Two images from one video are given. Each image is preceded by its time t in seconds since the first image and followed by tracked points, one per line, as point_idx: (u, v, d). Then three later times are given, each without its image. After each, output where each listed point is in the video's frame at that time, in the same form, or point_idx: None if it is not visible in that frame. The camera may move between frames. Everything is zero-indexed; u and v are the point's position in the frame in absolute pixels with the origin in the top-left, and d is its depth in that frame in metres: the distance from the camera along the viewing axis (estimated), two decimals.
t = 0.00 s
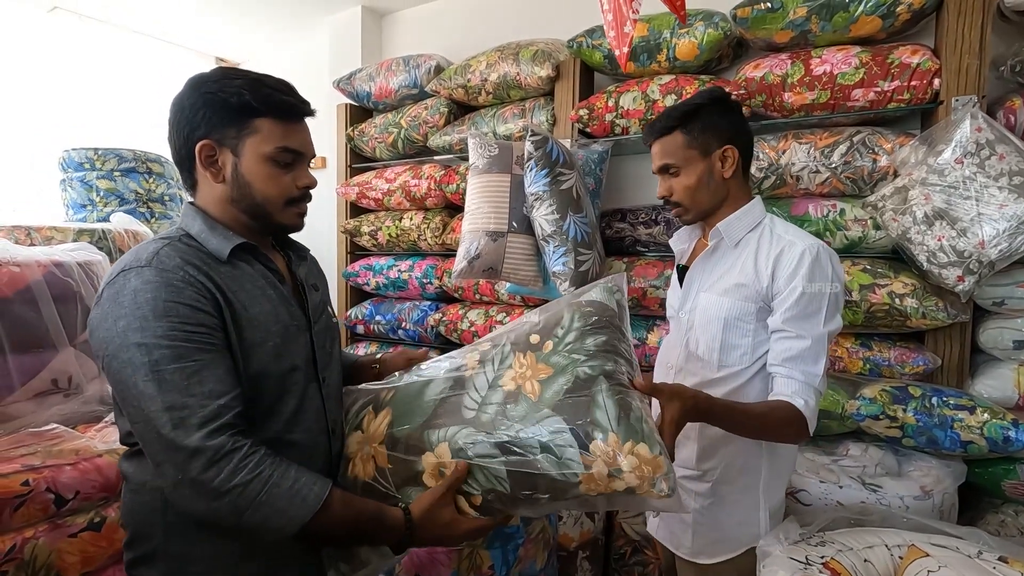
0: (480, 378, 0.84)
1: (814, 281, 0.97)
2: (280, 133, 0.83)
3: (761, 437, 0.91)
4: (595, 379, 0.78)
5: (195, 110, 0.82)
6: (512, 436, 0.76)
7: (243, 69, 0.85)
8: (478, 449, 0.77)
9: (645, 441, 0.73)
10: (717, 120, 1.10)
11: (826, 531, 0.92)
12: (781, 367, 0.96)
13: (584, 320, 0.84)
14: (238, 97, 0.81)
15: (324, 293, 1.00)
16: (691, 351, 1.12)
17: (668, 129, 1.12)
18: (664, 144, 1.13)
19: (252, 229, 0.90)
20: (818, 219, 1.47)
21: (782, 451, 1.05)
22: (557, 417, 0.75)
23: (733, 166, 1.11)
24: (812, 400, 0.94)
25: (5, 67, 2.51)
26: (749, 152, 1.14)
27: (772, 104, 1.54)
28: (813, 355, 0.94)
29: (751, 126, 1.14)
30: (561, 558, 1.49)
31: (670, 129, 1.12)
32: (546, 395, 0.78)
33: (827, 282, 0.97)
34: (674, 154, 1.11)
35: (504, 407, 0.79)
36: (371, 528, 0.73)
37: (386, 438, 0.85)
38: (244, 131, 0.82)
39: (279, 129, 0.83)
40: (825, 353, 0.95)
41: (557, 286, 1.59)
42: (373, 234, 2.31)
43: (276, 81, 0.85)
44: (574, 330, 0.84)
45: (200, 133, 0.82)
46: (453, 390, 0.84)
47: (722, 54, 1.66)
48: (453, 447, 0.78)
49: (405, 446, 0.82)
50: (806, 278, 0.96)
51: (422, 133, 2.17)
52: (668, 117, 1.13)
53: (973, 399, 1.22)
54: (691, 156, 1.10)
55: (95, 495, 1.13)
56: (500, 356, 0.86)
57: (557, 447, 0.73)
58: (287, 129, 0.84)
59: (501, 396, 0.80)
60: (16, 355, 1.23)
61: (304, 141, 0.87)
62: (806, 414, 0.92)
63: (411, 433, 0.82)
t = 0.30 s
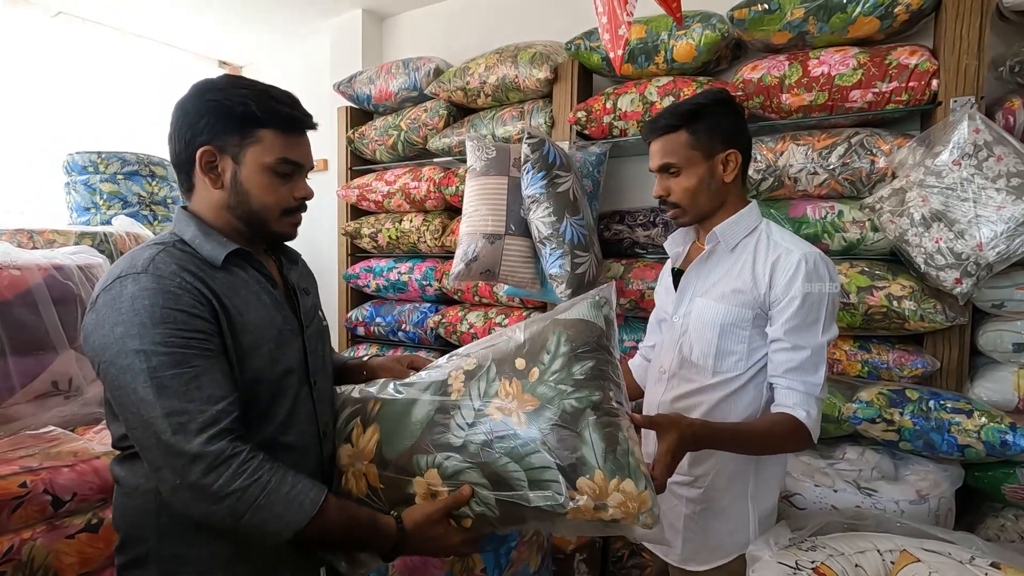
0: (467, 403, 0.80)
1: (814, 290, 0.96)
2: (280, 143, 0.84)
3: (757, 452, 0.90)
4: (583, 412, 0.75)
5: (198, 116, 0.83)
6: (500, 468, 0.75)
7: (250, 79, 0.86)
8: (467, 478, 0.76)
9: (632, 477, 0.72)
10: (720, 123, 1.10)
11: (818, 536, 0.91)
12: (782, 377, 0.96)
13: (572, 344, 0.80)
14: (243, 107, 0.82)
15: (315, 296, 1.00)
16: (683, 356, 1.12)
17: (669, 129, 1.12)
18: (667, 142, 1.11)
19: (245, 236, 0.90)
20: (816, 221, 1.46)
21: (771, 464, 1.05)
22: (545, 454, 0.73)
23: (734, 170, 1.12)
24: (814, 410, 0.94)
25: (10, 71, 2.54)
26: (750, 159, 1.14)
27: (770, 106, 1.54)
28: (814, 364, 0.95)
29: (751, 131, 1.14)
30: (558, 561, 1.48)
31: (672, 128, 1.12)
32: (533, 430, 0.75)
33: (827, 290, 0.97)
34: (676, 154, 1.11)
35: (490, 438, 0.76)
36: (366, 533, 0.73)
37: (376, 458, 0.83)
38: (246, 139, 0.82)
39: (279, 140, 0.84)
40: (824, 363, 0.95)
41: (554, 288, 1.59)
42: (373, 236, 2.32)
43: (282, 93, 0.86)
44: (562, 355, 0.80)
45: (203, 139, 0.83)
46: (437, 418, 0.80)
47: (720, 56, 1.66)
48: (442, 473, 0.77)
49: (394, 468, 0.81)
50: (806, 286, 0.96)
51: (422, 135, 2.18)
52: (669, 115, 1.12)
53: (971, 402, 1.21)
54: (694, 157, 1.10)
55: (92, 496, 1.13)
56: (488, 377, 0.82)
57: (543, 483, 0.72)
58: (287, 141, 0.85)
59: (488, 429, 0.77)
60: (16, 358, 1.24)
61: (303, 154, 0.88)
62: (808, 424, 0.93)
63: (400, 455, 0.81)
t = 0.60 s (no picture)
0: (468, 444, 0.73)
1: (798, 293, 0.97)
2: (294, 160, 0.86)
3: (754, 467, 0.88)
4: (595, 460, 0.71)
5: (218, 124, 0.81)
6: (507, 514, 0.71)
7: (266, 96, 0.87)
8: (474, 522, 0.72)
9: (645, 523, 0.70)
10: (720, 128, 1.10)
11: (805, 539, 0.91)
12: (774, 383, 0.96)
13: (581, 384, 0.73)
14: (272, 123, 0.83)
15: (300, 300, 1.02)
16: (670, 359, 1.12)
17: (675, 127, 1.09)
18: (672, 144, 1.09)
19: (241, 245, 0.89)
20: (811, 223, 1.46)
21: (755, 472, 1.06)
22: (557, 504, 0.70)
23: (730, 174, 1.14)
24: (807, 413, 0.94)
25: (14, 75, 2.57)
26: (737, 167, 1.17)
27: (765, 107, 1.53)
28: (803, 368, 0.94)
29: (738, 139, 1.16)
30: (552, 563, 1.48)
31: (675, 129, 1.09)
32: (544, 479, 0.70)
33: (812, 294, 0.97)
34: (680, 154, 1.09)
35: (496, 484, 0.71)
36: (367, 554, 0.71)
37: (369, 494, 0.76)
38: (266, 154, 0.83)
39: (292, 156, 0.86)
40: (813, 367, 0.95)
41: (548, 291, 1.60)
42: (373, 238, 2.33)
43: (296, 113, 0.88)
44: (570, 394, 0.73)
45: (221, 148, 0.81)
46: (439, 459, 0.73)
47: (716, 57, 1.65)
48: (445, 516, 0.73)
49: (391, 507, 0.74)
50: (792, 290, 0.96)
51: (420, 138, 2.19)
52: (671, 114, 1.09)
53: (966, 405, 1.20)
54: (696, 159, 1.09)
55: (87, 498, 1.14)
56: (492, 416, 0.75)
57: (555, 531, 0.70)
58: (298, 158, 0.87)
59: (494, 474, 0.71)
60: (14, 360, 1.25)
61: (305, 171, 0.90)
62: (802, 428, 0.92)
63: (398, 494, 0.74)
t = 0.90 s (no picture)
0: (446, 462, 0.63)
1: (777, 291, 0.96)
2: (291, 159, 0.87)
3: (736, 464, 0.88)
4: (590, 467, 0.66)
5: (217, 124, 0.82)
6: (494, 531, 0.64)
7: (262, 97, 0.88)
8: (455, 544, 0.64)
9: (640, 524, 0.67)
10: (710, 125, 1.11)
11: (793, 540, 0.90)
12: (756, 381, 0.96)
13: (569, 386, 0.67)
14: (269, 122, 0.84)
15: (295, 300, 1.03)
16: (652, 358, 1.12)
17: (666, 124, 1.09)
18: (662, 140, 1.09)
19: (239, 244, 0.90)
20: (806, 221, 1.45)
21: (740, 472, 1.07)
22: (551, 517, 0.64)
23: (720, 172, 1.14)
24: (790, 411, 0.94)
25: (20, 81, 2.61)
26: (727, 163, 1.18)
27: (760, 105, 1.52)
28: (784, 365, 0.94)
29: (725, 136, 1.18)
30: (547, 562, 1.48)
31: (666, 126, 1.09)
32: (535, 493, 0.64)
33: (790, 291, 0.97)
34: (671, 150, 1.09)
35: (480, 503, 0.63)
36: None
37: (323, 525, 0.64)
38: (263, 154, 0.84)
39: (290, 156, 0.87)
40: (794, 364, 0.95)
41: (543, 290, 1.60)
42: (372, 239, 2.34)
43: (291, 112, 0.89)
44: (559, 400, 0.66)
45: (217, 148, 0.82)
46: (408, 482, 0.63)
47: (712, 56, 1.65)
48: (421, 541, 0.64)
49: (353, 537, 0.64)
50: (771, 287, 0.96)
51: (418, 139, 2.20)
52: (663, 110, 1.10)
53: (960, 404, 1.19)
54: (688, 157, 1.09)
55: (84, 496, 1.15)
56: (471, 427, 0.64)
57: (549, 544, 0.64)
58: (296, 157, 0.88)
59: (478, 492, 0.63)
60: (14, 360, 1.26)
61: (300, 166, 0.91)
62: (786, 427, 0.92)
63: (359, 523, 0.63)
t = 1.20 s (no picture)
0: (354, 438, 0.68)
1: (777, 292, 0.96)
2: (270, 147, 0.86)
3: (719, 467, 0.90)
4: (490, 425, 0.75)
5: (190, 122, 0.83)
6: (406, 500, 0.69)
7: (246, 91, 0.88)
8: (368, 518, 0.67)
9: (540, 477, 0.76)
10: (705, 119, 1.10)
11: (787, 540, 0.90)
12: (753, 383, 0.95)
13: (466, 354, 0.78)
14: (239, 114, 0.84)
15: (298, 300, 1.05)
16: (652, 359, 1.12)
17: (671, 118, 1.09)
18: (667, 134, 1.08)
19: (237, 238, 0.91)
20: (805, 221, 1.45)
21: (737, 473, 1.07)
22: (456, 478, 0.71)
23: (721, 172, 1.14)
24: (783, 415, 0.93)
25: (28, 86, 2.64)
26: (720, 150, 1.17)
27: (758, 105, 1.52)
28: (780, 367, 0.95)
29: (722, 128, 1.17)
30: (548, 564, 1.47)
31: (671, 120, 1.09)
32: (441, 456, 0.71)
33: (790, 293, 0.97)
34: (675, 146, 1.08)
35: (390, 473, 0.68)
36: None
37: (232, 519, 0.67)
38: (239, 147, 0.84)
39: (271, 143, 0.87)
40: (791, 366, 0.95)
41: (541, 291, 1.60)
42: (373, 240, 2.34)
43: (269, 99, 0.88)
44: (458, 368, 0.76)
45: (196, 146, 0.83)
46: (315, 461, 0.67)
47: (711, 55, 1.65)
48: (335, 518, 0.67)
49: (264, 526, 0.66)
50: (771, 288, 0.96)
51: (419, 140, 2.20)
52: (670, 104, 1.10)
53: (958, 404, 1.19)
54: (690, 152, 1.08)
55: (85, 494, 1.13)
56: (377, 403, 0.71)
57: (457, 505, 0.70)
58: (277, 143, 0.88)
59: (387, 462, 0.68)
60: (18, 361, 1.27)
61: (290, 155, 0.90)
62: (778, 431, 0.92)
63: (271, 510, 0.66)
